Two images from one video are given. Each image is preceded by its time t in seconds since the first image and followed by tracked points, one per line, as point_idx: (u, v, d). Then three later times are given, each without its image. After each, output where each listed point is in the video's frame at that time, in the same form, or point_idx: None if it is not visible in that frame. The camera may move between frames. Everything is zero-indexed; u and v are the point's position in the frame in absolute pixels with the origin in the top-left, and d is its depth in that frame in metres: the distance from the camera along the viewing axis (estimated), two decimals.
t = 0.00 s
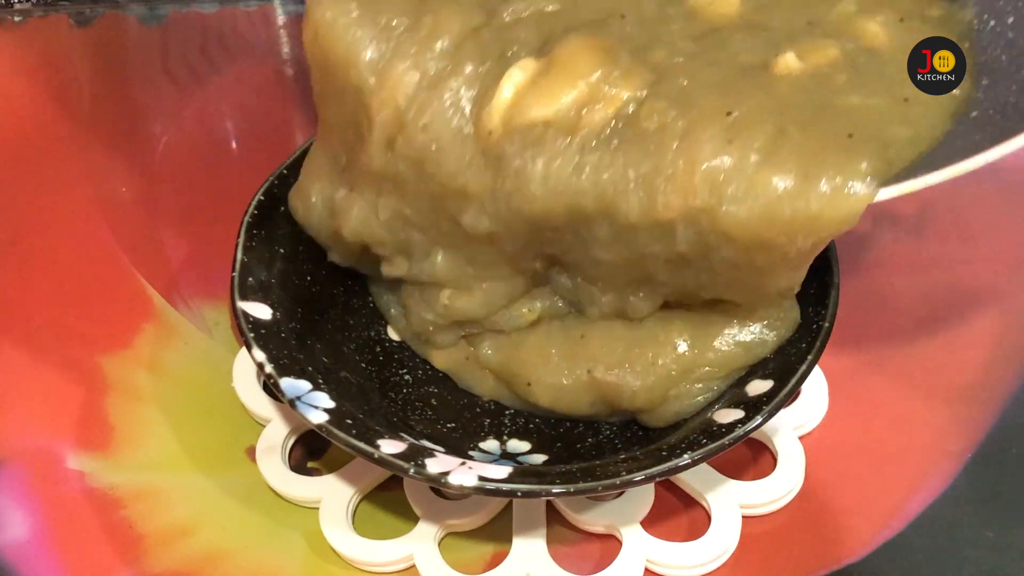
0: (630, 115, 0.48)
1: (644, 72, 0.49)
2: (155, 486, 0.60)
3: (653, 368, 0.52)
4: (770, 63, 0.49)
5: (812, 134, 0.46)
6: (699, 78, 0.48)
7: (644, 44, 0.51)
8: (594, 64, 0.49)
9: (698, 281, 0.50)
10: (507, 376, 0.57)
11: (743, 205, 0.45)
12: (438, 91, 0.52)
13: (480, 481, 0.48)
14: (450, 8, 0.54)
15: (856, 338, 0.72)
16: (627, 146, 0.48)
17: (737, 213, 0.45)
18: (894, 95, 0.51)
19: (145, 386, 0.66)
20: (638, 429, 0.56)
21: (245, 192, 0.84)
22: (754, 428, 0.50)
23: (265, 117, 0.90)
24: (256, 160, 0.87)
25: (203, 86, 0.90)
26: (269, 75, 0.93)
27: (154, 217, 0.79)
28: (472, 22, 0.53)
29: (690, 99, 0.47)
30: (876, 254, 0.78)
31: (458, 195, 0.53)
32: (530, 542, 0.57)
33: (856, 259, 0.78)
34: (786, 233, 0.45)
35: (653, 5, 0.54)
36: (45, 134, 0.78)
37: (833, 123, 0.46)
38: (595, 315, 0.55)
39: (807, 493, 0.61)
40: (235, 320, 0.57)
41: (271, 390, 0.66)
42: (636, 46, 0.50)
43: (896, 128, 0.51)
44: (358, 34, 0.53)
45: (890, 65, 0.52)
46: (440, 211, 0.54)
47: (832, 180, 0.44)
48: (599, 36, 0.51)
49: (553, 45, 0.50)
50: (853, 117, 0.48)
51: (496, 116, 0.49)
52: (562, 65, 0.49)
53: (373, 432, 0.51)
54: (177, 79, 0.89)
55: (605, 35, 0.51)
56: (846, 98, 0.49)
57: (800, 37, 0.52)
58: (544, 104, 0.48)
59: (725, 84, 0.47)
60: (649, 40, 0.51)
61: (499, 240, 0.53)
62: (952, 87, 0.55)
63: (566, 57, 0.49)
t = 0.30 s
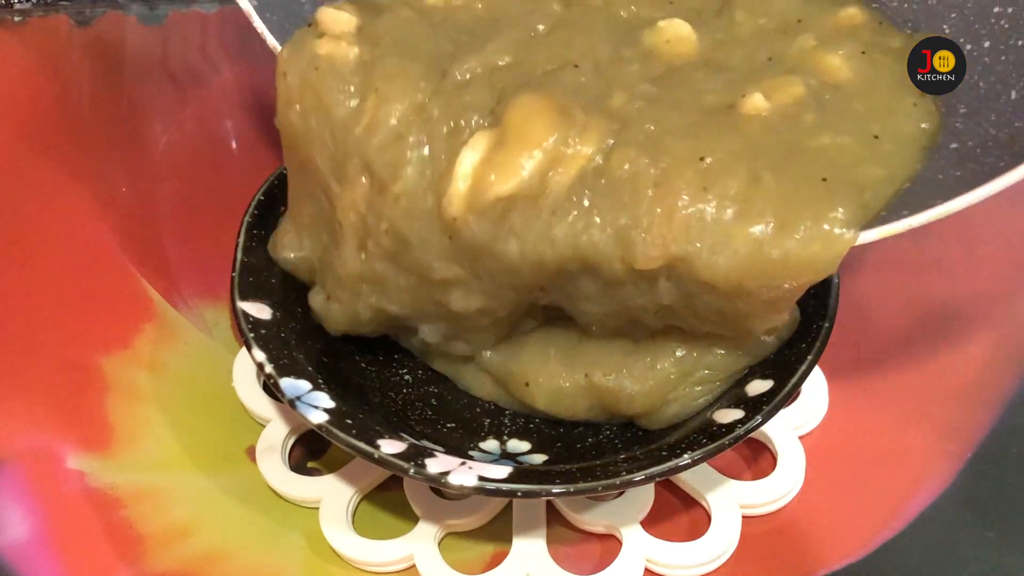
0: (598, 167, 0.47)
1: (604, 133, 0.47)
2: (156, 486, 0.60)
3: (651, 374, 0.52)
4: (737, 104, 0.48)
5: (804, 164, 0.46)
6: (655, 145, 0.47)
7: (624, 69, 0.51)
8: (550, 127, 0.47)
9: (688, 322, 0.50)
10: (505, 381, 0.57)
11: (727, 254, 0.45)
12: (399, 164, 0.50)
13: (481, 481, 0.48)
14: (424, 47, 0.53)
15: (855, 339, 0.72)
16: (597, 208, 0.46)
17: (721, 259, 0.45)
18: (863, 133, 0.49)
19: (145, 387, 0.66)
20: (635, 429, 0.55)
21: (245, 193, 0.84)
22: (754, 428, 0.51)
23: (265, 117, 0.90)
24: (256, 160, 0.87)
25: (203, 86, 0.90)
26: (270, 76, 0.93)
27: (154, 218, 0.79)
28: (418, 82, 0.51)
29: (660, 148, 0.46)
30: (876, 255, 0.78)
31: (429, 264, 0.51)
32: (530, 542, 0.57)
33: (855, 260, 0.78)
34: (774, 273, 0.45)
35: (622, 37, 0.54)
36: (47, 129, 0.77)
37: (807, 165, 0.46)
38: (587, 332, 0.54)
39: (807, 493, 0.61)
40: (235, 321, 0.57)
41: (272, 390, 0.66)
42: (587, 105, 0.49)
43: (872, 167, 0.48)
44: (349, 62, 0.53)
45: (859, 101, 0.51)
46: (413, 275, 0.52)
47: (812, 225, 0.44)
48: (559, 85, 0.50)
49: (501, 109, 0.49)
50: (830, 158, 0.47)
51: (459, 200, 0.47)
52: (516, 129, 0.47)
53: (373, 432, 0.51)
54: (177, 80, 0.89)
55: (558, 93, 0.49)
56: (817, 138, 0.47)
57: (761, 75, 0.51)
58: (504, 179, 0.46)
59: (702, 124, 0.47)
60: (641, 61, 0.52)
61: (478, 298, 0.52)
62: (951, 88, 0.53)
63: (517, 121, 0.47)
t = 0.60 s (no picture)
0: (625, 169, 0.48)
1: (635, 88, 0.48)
2: (155, 486, 0.60)
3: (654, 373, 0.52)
4: (780, 39, 0.48)
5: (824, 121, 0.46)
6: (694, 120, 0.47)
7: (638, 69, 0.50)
8: (567, 129, 0.47)
9: (723, 280, 0.50)
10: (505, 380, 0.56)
11: (776, 187, 0.46)
12: (437, 181, 0.53)
13: (480, 481, 0.48)
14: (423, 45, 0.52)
15: (855, 338, 0.72)
16: (637, 184, 0.48)
17: (772, 190, 0.46)
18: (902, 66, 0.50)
19: (144, 386, 0.66)
20: (635, 428, 0.55)
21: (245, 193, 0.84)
22: (754, 428, 0.50)
23: (265, 115, 0.89)
24: (256, 158, 0.86)
25: (203, 86, 0.90)
26: (270, 76, 0.93)
27: (153, 216, 0.78)
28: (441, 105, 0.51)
29: (703, 88, 0.47)
30: (875, 254, 0.78)
31: (457, 282, 0.52)
32: (530, 542, 0.57)
33: (855, 259, 0.78)
34: (817, 199, 0.46)
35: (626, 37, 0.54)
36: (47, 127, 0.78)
37: (853, 99, 0.47)
38: (597, 318, 0.55)
39: (806, 493, 0.61)
40: (235, 321, 0.57)
41: (271, 390, 0.66)
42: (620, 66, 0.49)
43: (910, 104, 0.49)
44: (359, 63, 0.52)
45: (896, 37, 0.52)
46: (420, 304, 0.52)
47: (858, 152, 0.46)
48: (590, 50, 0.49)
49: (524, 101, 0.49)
50: (872, 91, 0.48)
51: (497, 211, 0.49)
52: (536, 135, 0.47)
53: (373, 432, 0.51)
54: (176, 80, 0.89)
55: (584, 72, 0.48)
56: (861, 71, 0.48)
57: (804, 11, 0.50)
58: (531, 189, 0.47)
59: (742, 65, 0.47)
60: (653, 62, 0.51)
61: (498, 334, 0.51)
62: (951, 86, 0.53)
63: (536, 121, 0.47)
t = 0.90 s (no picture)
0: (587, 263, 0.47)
1: (577, 169, 0.46)
2: (155, 486, 0.60)
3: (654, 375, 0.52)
4: (724, 87, 0.48)
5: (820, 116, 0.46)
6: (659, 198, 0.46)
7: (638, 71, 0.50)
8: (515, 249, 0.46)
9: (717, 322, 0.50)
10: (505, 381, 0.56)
11: (739, 249, 0.45)
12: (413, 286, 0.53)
13: (480, 481, 0.48)
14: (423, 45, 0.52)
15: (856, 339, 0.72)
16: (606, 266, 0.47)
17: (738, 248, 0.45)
18: (851, 107, 0.49)
19: (144, 387, 0.66)
20: (635, 428, 0.55)
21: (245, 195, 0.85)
22: (754, 428, 0.51)
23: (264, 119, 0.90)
24: (255, 159, 0.88)
25: (203, 86, 0.90)
26: (270, 75, 0.93)
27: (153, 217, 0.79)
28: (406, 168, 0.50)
29: (653, 150, 0.45)
30: (876, 254, 0.78)
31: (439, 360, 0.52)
32: (530, 541, 0.57)
33: (856, 259, 0.78)
34: (783, 249, 0.45)
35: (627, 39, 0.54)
36: (48, 120, 0.77)
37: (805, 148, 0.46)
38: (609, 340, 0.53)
39: (806, 493, 0.61)
40: (235, 321, 0.57)
41: (271, 390, 0.66)
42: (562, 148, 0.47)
43: (868, 143, 0.49)
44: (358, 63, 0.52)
45: (841, 77, 0.51)
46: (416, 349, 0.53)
47: (817, 202, 0.45)
48: (526, 125, 0.47)
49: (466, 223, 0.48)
50: (824, 134, 0.47)
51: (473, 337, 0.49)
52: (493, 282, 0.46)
53: (373, 432, 0.51)
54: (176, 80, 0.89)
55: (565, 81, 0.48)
56: (808, 116, 0.47)
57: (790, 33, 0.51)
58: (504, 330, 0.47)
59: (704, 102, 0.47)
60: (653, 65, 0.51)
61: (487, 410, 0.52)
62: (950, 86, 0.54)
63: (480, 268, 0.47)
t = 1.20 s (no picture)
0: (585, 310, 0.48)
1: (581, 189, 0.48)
2: (155, 486, 0.60)
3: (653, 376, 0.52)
4: (710, 71, 0.49)
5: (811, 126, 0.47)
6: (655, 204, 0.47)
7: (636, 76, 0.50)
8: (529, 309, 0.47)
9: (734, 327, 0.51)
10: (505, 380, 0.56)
11: (747, 228, 0.48)
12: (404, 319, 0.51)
13: (480, 481, 0.48)
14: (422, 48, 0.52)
15: (856, 338, 0.72)
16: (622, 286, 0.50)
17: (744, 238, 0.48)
18: (835, 79, 0.50)
19: (144, 386, 0.66)
20: (635, 428, 0.55)
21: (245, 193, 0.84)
22: (754, 428, 0.50)
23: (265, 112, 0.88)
24: (256, 156, 0.85)
25: (203, 85, 0.90)
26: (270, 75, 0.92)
27: (152, 214, 0.78)
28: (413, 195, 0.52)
29: (652, 148, 0.47)
30: (875, 254, 0.78)
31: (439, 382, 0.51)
32: (530, 542, 0.57)
33: (856, 259, 0.78)
34: (789, 221, 0.48)
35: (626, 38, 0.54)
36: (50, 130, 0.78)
37: (801, 120, 0.48)
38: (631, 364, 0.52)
39: (806, 493, 0.61)
40: (235, 320, 0.57)
41: (271, 390, 0.66)
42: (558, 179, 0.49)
43: (857, 113, 0.50)
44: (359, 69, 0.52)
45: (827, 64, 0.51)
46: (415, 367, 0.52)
47: (816, 175, 0.47)
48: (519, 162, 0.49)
49: (491, 287, 0.50)
50: (813, 110, 0.48)
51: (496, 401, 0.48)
52: (518, 330, 0.47)
53: (373, 432, 0.51)
54: (177, 81, 0.89)
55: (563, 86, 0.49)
56: (797, 90, 0.49)
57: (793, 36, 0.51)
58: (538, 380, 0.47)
59: (698, 111, 0.47)
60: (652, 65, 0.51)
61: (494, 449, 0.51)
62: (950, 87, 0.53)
63: (505, 312, 0.48)
